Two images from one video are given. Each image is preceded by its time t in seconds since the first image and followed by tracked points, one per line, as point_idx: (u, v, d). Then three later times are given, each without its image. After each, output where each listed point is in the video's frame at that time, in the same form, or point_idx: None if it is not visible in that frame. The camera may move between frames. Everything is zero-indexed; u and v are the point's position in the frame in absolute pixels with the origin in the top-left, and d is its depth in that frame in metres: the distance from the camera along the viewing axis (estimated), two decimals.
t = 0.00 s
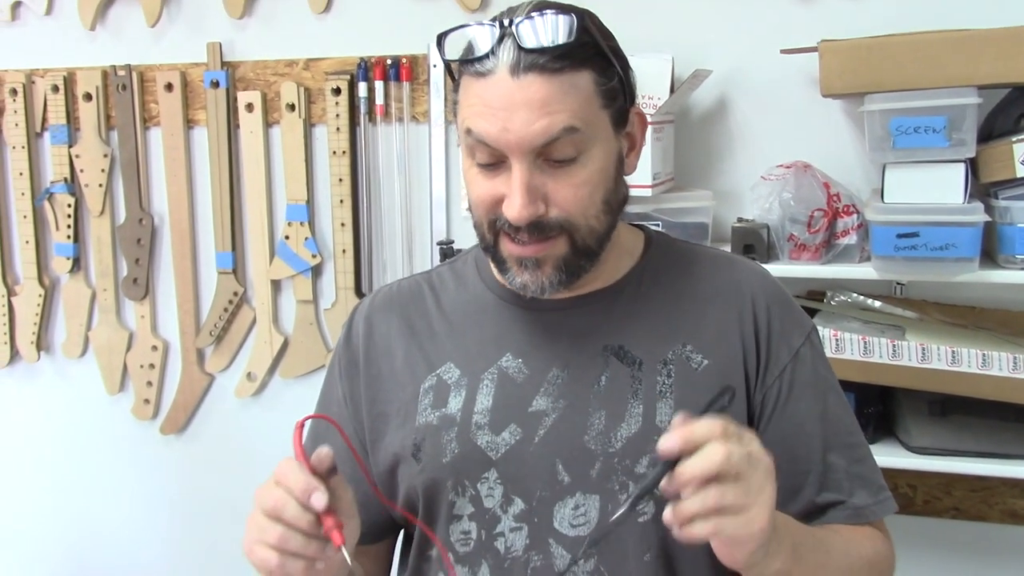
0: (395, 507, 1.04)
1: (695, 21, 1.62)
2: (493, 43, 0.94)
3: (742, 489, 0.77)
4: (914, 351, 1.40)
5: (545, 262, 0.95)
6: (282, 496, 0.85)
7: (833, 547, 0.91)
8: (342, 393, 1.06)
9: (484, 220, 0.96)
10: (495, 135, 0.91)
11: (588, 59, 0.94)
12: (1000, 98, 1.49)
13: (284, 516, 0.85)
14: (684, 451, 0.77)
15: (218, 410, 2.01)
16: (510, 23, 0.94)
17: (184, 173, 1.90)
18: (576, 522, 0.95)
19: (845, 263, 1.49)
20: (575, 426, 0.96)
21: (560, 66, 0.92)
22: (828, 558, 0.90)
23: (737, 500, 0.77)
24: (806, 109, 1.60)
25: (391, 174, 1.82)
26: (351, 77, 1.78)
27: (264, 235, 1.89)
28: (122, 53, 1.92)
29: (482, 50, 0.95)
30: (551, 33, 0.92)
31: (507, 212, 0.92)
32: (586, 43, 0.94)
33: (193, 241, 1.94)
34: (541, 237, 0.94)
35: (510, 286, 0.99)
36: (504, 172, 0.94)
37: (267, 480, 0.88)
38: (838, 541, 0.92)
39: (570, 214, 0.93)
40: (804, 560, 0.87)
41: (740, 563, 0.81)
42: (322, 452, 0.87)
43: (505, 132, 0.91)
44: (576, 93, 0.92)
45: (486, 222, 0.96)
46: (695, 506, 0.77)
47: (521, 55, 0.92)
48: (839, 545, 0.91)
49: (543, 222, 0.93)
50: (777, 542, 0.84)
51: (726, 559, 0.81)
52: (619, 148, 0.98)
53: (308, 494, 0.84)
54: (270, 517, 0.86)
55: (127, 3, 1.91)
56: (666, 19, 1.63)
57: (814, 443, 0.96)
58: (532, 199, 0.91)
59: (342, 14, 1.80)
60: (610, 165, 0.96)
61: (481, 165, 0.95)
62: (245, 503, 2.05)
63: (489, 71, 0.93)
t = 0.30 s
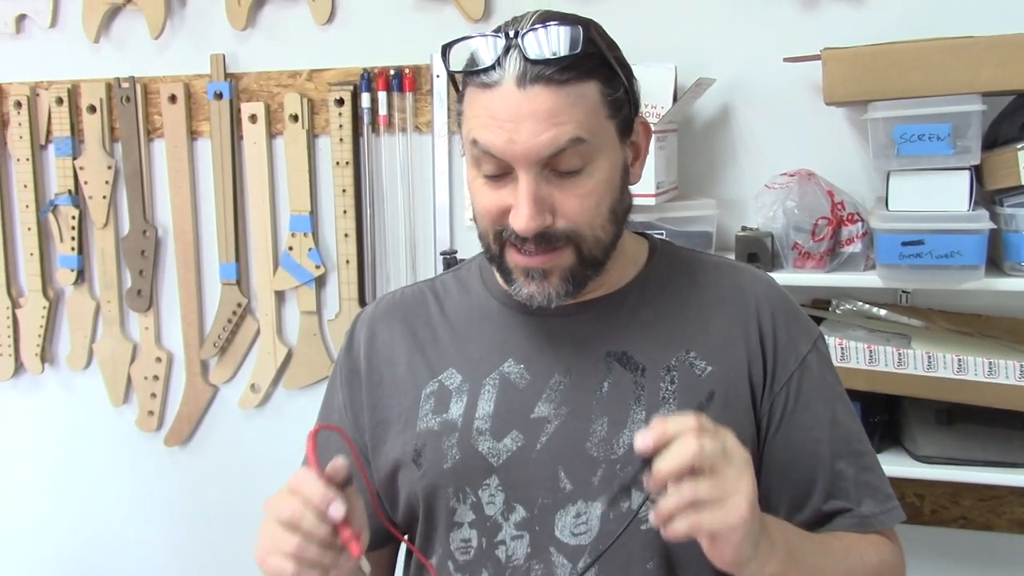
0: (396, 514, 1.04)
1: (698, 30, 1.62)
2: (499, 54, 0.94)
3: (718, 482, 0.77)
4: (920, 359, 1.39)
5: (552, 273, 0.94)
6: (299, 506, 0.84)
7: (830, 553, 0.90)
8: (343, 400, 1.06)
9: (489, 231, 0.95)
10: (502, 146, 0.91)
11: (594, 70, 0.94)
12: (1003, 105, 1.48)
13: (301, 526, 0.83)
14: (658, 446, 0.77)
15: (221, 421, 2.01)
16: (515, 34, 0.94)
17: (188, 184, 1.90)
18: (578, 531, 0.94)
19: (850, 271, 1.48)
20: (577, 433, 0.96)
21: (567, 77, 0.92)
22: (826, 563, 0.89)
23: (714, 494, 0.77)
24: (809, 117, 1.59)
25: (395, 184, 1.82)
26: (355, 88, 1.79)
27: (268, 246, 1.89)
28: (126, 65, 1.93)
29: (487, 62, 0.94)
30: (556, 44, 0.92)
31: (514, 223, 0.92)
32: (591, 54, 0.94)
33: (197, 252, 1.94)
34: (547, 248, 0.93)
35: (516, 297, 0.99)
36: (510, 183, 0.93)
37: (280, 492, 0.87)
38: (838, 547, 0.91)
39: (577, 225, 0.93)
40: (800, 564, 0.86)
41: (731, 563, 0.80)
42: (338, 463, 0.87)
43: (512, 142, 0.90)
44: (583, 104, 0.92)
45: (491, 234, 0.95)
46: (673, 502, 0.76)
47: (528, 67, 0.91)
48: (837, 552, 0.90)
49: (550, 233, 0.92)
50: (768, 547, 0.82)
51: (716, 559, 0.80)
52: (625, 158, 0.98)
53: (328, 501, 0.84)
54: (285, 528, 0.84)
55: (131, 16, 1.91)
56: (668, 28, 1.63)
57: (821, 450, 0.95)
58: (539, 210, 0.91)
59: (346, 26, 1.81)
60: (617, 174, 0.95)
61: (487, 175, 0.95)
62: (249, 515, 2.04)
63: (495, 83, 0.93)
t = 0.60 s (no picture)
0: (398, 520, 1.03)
1: (700, 31, 1.62)
2: (511, 39, 0.94)
3: (720, 458, 0.77)
4: (924, 361, 1.39)
5: (565, 261, 0.93)
6: (321, 481, 0.84)
7: (827, 551, 0.90)
8: (346, 405, 1.06)
9: (500, 219, 0.95)
10: (516, 128, 0.91)
11: (605, 55, 0.94)
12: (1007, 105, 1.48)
13: (323, 498, 0.83)
14: (663, 420, 0.77)
15: (224, 424, 2.00)
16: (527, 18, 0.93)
17: (190, 187, 1.90)
18: (582, 537, 0.94)
19: (853, 273, 1.47)
20: (580, 439, 0.95)
21: (580, 58, 0.92)
22: (822, 561, 0.89)
23: (716, 471, 0.77)
24: (812, 118, 1.59)
25: (397, 186, 1.81)
26: (357, 90, 1.79)
27: (270, 248, 1.88)
28: (128, 68, 1.93)
29: (499, 47, 0.94)
30: (569, 27, 0.92)
31: (528, 206, 0.91)
32: (603, 40, 0.94)
33: (199, 255, 1.94)
34: (559, 235, 0.93)
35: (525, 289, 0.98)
36: (523, 168, 0.93)
37: (306, 467, 0.87)
38: (838, 548, 0.91)
39: (590, 210, 0.93)
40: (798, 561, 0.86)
41: (729, 545, 0.80)
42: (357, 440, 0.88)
43: (526, 124, 0.90)
44: (596, 87, 0.92)
45: (502, 222, 0.95)
46: (676, 481, 0.77)
47: (541, 49, 0.91)
48: (835, 551, 0.90)
49: (563, 218, 0.92)
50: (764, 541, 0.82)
51: (713, 539, 0.80)
52: (633, 149, 0.98)
53: (349, 474, 0.83)
54: (306, 502, 0.84)
55: (133, 19, 1.91)
56: (671, 29, 1.63)
57: (825, 455, 0.95)
58: (553, 193, 0.91)
59: (347, 28, 1.81)
60: (626, 162, 0.96)
61: (498, 162, 0.94)
62: (252, 517, 2.04)
63: (508, 65, 0.92)
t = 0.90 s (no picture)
0: (402, 518, 1.03)
1: (703, 29, 1.61)
2: (515, 32, 0.93)
3: (713, 478, 0.77)
4: (927, 360, 1.39)
5: (565, 259, 0.93)
6: (330, 520, 0.85)
7: (832, 559, 0.89)
8: (349, 403, 1.05)
9: (503, 215, 0.95)
10: (519, 121, 0.91)
11: (610, 49, 0.94)
12: (1010, 104, 1.48)
13: (332, 539, 0.84)
14: (656, 441, 0.77)
15: (225, 425, 2.00)
16: (530, 11, 0.93)
17: (192, 187, 1.90)
18: (586, 536, 0.94)
19: (856, 272, 1.47)
20: (585, 438, 0.95)
21: (584, 51, 0.92)
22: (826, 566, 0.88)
23: (710, 491, 0.77)
24: (814, 117, 1.59)
25: (399, 186, 1.81)
26: (358, 90, 1.79)
27: (272, 248, 1.88)
28: (130, 68, 1.93)
29: (503, 39, 0.94)
30: (572, 19, 0.92)
31: (529, 201, 0.91)
32: (607, 34, 0.94)
33: (201, 255, 1.94)
34: (562, 230, 0.93)
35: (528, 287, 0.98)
36: (525, 162, 0.93)
37: (312, 502, 0.88)
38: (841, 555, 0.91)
39: (590, 209, 0.92)
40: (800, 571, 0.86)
41: (729, 561, 0.79)
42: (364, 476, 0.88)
43: (529, 116, 0.90)
44: (599, 80, 0.92)
45: (505, 217, 0.94)
46: (670, 502, 0.77)
47: (545, 42, 0.91)
48: (839, 558, 0.90)
49: (564, 213, 0.92)
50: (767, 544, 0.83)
51: (714, 558, 0.80)
52: (638, 146, 0.98)
53: (357, 515, 0.83)
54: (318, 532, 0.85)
55: (134, 18, 1.91)
56: (673, 28, 1.62)
57: (829, 455, 0.95)
58: (555, 187, 0.90)
59: (349, 28, 1.80)
60: (629, 158, 0.95)
61: (501, 156, 0.94)
62: (255, 517, 2.04)
63: (512, 58, 0.92)
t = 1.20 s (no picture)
0: (405, 516, 1.03)
1: (705, 26, 1.61)
2: (495, 42, 0.93)
3: (714, 485, 0.77)
4: (932, 357, 1.37)
5: (556, 262, 0.92)
6: (325, 545, 0.84)
7: (839, 560, 0.89)
8: (352, 400, 1.05)
9: (493, 221, 0.94)
10: (500, 131, 0.90)
11: (593, 53, 0.93)
12: (1015, 98, 1.47)
13: (328, 565, 0.83)
14: (654, 449, 0.76)
15: (229, 425, 2.00)
16: (511, 21, 0.93)
17: (194, 187, 1.90)
18: (590, 533, 0.93)
19: (860, 268, 1.47)
20: (589, 435, 0.95)
21: (563, 58, 0.90)
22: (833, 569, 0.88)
23: (710, 498, 0.76)
24: (817, 113, 1.58)
25: (401, 185, 1.81)
26: (360, 89, 1.78)
27: (275, 247, 1.88)
28: (131, 68, 1.93)
29: (485, 50, 0.94)
30: (553, 26, 0.91)
31: (512, 211, 0.90)
32: (588, 37, 0.93)
33: (203, 256, 1.93)
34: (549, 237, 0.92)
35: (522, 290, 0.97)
36: (511, 171, 0.92)
37: (308, 525, 0.86)
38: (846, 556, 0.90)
39: (577, 214, 0.91)
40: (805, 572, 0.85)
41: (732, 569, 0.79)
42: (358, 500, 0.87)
43: (509, 127, 0.89)
44: (581, 86, 0.91)
45: (494, 224, 0.94)
46: (670, 510, 0.76)
47: (523, 51, 0.91)
48: (846, 559, 0.90)
49: (549, 221, 0.91)
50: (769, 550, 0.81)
51: (718, 567, 0.79)
52: (630, 145, 0.97)
53: (352, 541, 0.82)
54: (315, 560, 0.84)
55: (136, 19, 1.91)
56: (675, 24, 1.62)
57: (835, 453, 0.94)
58: (538, 197, 0.90)
59: (351, 26, 1.80)
60: (619, 160, 0.94)
61: (489, 163, 0.94)
62: (259, 518, 2.03)
63: (492, 69, 0.92)
